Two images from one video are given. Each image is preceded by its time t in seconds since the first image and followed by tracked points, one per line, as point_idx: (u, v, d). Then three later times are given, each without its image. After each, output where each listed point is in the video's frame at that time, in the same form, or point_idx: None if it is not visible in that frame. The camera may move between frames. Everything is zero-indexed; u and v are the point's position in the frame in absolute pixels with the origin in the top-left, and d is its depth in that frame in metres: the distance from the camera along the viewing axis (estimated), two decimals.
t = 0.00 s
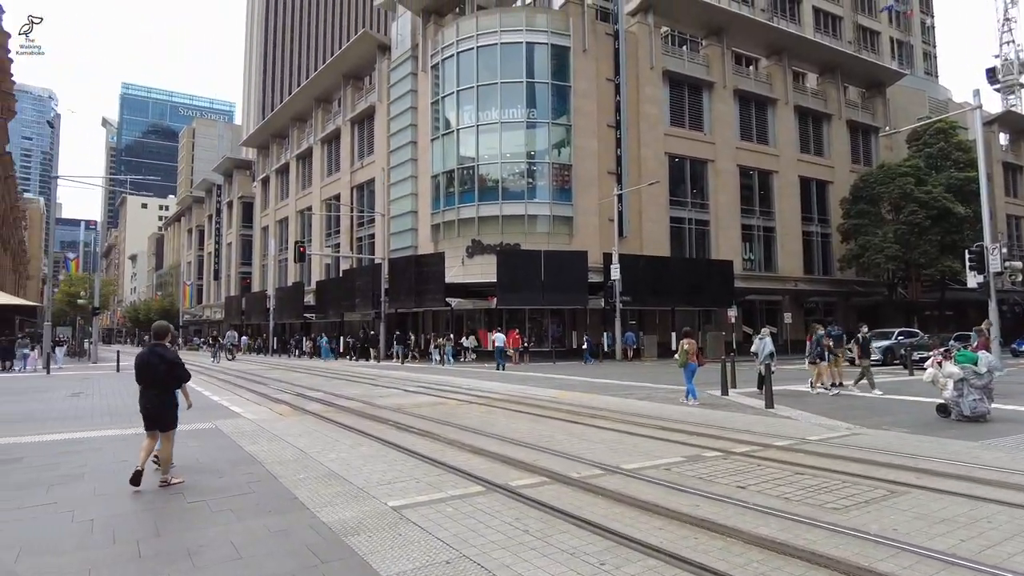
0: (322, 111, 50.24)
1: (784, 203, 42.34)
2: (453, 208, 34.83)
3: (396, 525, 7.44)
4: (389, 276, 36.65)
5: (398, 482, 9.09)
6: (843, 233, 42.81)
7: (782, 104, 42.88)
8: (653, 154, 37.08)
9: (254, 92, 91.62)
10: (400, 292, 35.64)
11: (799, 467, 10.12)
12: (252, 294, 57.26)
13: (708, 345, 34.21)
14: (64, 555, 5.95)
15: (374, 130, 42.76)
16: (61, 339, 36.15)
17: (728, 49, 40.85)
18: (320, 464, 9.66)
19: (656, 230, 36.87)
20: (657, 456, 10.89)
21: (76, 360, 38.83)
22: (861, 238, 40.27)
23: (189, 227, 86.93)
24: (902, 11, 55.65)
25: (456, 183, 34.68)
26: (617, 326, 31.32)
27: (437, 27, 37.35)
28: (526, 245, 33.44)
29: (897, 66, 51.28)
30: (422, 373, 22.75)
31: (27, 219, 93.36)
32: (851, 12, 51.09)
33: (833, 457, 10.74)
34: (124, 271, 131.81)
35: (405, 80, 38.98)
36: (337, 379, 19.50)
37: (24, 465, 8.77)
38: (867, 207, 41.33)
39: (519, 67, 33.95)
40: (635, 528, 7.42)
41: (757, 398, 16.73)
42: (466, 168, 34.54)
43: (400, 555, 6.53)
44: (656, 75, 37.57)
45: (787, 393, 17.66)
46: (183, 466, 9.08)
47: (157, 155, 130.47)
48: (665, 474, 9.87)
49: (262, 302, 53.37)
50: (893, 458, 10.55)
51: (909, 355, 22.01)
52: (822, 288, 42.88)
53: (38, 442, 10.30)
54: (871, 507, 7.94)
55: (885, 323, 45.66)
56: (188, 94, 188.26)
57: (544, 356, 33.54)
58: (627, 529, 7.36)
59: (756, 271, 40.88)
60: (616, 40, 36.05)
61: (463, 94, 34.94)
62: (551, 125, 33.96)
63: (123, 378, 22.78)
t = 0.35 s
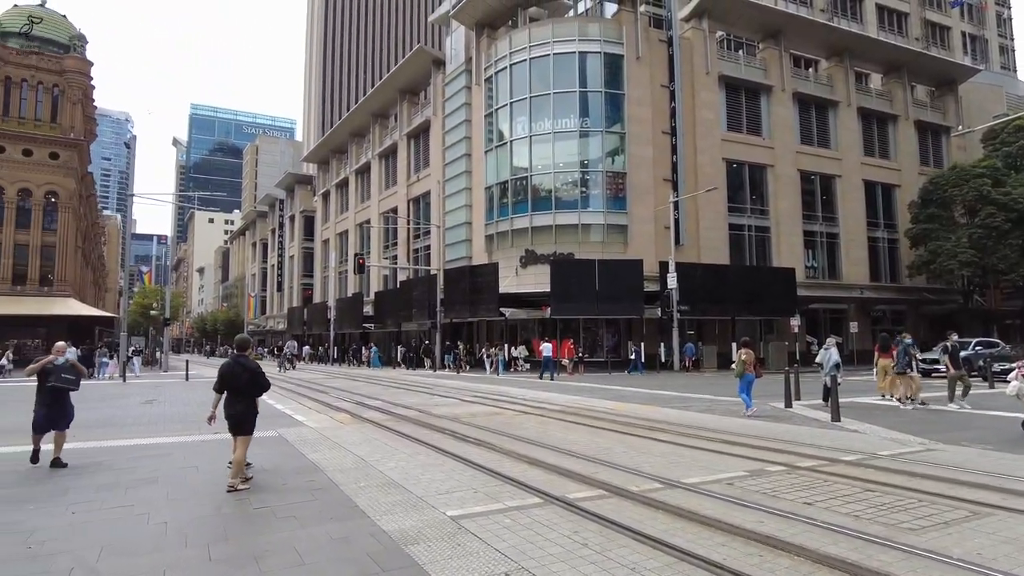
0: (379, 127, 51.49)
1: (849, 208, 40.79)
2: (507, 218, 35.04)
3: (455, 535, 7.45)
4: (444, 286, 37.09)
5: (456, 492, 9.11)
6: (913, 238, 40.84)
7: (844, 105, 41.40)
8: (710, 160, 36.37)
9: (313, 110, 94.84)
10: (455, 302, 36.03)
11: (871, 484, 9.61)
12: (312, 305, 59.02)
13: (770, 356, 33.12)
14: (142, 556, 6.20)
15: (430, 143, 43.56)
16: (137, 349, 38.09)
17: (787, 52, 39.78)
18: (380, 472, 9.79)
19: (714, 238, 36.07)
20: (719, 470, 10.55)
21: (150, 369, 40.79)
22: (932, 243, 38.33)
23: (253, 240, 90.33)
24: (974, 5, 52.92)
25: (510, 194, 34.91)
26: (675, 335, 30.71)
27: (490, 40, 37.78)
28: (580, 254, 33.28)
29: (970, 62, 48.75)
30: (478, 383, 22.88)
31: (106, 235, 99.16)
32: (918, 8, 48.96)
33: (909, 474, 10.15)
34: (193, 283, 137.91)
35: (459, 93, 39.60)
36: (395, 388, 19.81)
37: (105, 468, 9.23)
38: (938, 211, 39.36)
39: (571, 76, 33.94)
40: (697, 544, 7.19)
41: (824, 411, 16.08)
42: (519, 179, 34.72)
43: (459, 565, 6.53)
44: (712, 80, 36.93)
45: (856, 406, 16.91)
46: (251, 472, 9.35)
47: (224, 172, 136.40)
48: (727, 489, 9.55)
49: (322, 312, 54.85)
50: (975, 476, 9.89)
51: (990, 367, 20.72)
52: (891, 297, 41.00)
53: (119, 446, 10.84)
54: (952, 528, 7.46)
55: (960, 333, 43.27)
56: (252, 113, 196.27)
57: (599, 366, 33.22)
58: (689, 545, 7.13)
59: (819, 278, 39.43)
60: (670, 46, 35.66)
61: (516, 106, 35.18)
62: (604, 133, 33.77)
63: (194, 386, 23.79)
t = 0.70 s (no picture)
0: (430, 140, 52.35)
1: (914, 212, 39.03)
2: (557, 228, 35.02)
3: (509, 549, 7.39)
4: (496, 296, 37.27)
5: (510, 504, 9.05)
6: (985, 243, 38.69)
7: (907, 106, 39.74)
8: (766, 165, 35.49)
9: (367, 126, 97.25)
10: (506, 312, 36.12)
11: (945, 504, 9.07)
12: (367, 316, 60.26)
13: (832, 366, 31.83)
14: (208, 562, 6.38)
15: (480, 156, 44.01)
16: (203, 359, 39.64)
17: (845, 53, 38.52)
18: (434, 482, 9.85)
19: (771, 246, 35.08)
20: (781, 486, 10.16)
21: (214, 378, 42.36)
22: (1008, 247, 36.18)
23: (310, 253, 93.01)
24: None
25: (560, 204, 34.89)
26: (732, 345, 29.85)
27: (540, 52, 37.96)
28: (632, 264, 32.93)
29: None
30: (531, 394, 22.83)
31: (173, 249, 103.91)
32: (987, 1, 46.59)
33: (988, 494, 9.53)
34: (253, 295, 142.92)
35: (509, 105, 39.91)
36: (448, 399, 19.96)
37: (174, 475, 9.57)
38: (1014, 214, 37.15)
39: (621, 85, 33.71)
40: (759, 563, 6.92)
41: (891, 425, 15.35)
42: (570, 189, 34.66)
43: None
44: (766, 84, 36.10)
45: (927, 420, 16.06)
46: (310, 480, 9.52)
47: (282, 188, 141.22)
48: (789, 506, 9.18)
49: (377, 323, 55.94)
50: None
51: None
52: (962, 304, 38.92)
53: (187, 453, 11.25)
54: None
55: None
56: (308, 130, 202.86)
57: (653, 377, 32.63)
58: (751, 564, 6.87)
59: (883, 286, 37.78)
60: (722, 51, 35.06)
61: (566, 116, 35.20)
62: (656, 141, 33.40)
63: (257, 395, 24.59)
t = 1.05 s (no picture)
0: (479, 155, 52.92)
1: (983, 216, 37.10)
2: (607, 239, 34.78)
3: (564, 565, 7.27)
4: (545, 309, 37.21)
5: (564, 520, 8.92)
6: None
7: (974, 106, 37.91)
8: (822, 172, 34.43)
9: (417, 142, 99.14)
10: (556, 324, 35.99)
11: None
12: (419, 329, 61.06)
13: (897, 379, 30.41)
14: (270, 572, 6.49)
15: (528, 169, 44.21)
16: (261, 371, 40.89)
17: (905, 54, 37.10)
18: (487, 496, 9.81)
19: (829, 254, 33.92)
20: (846, 505, 9.70)
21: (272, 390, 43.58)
22: None
23: (364, 268, 95.05)
24: None
25: (610, 215, 34.63)
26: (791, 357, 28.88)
27: (587, 63, 37.94)
28: (685, 274, 32.37)
29: None
30: (583, 407, 22.60)
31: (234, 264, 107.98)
32: None
33: None
34: (309, 309, 146.88)
35: (557, 118, 40.01)
36: (500, 412, 19.96)
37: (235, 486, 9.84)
38: None
39: (671, 94, 33.36)
40: None
41: (965, 442, 14.47)
42: (619, 200, 34.39)
43: None
44: (822, 89, 35.12)
45: (1006, 437, 15.07)
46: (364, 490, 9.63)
47: (336, 204, 145.11)
48: (856, 527, 8.73)
49: (428, 336, 56.63)
50: None
51: None
52: None
53: (247, 465, 11.55)
54: None
55: None
56: (363, 149, 208.53)
57: (707, 390, 31.87)
58: None
59: (952, 295, 35.95)
60: (775, 57, 34.28)
61: (615, 127, 35.03)
62: (707, 149, 32.85)
63: (314, 407, 25.19)
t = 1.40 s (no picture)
0: (530, 170, 53.19)
1: None
2: (661, 252, 34.31)
3: None
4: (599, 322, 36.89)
5: (622, 539, 8.72)
6: None
7: None
8: (886, 178, 33.14)
9: (468, 159, 100.46)
10: (610, 339, 35.62)
11: None
12: (472, 343, 61.47)
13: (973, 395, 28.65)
14: None
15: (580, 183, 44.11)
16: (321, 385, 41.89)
17: (973, 53, 35.41)
18: (542, 514, 9.70)
19: (895, 264, 32.48)
20: (923, 529, 9.14)
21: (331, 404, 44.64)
22: None
23: (418, 283, 96.56)
24: None
25: (664, 227, 34.18)
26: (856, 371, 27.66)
27: (638, 75, 37.72)
28: (743, 286, 31.57)
29: None
30: (641, 423, 22.18)
31: (293, 281, 111.62)
32: None
33: None
34: (366, 324, 150.07)
35: (609, 130, 39.82)
36: (554, 427, 19.86)
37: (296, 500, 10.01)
38: None
39: (724, 103, 32.76)
40: None
41: None
42: (673, 211, 33.90)
43: None
44: (883, 93, 33.88)
45: None
46: (420, 505, 9.68)
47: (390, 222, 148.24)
48: (935, 552, 8.19)
49: (482, 350, 56.91)
50: None
51: None
52: None
53: (306, 478, 11.80)
54: None
55: None
56: (417, 167, 212.80)
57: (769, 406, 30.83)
58: None
59: None
60: (832, 62, 33.27)
61: (667, 137, 34.63)
62: (764, 158, 32.08)
63: (372, 421, 25.63)
